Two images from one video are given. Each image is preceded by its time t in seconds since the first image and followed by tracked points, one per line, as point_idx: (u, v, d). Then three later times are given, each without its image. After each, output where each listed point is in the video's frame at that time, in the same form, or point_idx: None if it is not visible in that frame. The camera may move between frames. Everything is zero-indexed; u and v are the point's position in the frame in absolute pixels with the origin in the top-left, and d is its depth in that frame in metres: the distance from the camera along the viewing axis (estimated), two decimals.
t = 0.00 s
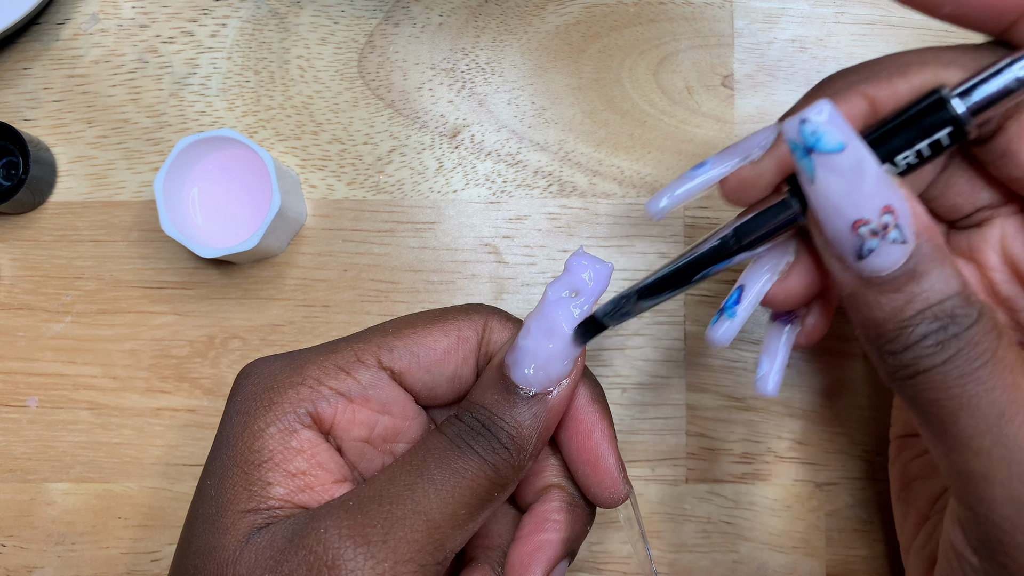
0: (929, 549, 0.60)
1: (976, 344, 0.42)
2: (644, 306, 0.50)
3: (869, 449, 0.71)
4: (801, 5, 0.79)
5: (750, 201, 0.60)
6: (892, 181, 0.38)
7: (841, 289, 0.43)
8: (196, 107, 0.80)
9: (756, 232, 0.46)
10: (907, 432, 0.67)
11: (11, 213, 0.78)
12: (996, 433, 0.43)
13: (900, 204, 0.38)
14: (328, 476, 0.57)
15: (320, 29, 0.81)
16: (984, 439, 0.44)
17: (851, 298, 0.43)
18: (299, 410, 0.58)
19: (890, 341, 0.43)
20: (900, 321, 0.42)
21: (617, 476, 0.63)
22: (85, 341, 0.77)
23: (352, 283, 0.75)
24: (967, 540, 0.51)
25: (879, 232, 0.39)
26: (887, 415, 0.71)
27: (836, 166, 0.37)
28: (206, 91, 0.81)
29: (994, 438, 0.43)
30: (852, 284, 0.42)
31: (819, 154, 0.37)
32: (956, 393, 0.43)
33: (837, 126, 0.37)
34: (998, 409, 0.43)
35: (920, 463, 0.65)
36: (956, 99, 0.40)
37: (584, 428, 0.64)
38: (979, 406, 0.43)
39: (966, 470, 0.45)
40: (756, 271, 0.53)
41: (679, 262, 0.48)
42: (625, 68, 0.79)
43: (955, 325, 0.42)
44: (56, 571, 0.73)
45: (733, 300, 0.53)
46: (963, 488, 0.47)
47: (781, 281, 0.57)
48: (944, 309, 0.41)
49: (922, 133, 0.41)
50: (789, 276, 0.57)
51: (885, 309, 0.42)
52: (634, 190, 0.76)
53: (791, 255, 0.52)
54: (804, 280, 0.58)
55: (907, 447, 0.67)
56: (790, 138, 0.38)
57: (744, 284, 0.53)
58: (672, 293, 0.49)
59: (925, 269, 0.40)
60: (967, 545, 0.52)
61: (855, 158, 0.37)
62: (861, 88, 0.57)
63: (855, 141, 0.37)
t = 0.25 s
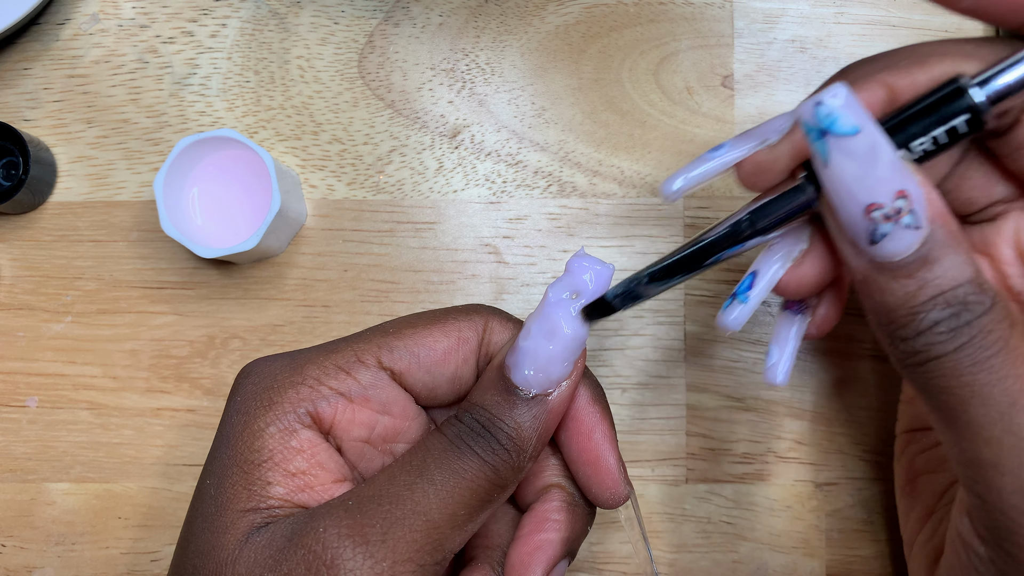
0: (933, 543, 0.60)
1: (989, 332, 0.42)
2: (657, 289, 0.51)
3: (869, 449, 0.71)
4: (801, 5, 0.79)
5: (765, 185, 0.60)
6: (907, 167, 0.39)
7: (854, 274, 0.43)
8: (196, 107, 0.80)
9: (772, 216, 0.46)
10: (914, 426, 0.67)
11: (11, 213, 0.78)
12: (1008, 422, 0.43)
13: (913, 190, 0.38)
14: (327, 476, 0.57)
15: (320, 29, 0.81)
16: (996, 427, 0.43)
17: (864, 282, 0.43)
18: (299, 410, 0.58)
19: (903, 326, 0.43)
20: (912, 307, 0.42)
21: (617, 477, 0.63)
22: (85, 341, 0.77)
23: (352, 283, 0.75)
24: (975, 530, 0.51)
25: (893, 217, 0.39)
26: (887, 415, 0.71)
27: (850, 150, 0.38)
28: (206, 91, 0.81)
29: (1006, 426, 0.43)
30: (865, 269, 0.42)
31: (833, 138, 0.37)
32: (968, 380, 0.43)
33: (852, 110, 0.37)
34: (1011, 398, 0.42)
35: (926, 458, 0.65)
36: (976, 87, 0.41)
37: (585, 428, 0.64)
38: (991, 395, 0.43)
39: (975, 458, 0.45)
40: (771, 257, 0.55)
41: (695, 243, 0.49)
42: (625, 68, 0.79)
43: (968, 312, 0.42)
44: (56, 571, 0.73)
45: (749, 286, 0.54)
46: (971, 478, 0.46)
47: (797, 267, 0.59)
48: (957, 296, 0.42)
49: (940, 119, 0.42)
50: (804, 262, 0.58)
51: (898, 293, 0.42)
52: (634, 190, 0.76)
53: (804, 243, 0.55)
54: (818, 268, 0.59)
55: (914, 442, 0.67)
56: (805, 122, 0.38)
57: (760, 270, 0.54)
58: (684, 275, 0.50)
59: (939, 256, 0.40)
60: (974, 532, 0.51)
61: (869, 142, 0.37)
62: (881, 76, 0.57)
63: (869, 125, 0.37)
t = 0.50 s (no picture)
0: (938, 540, 0.60)
1: (1004, 327, 0.42)
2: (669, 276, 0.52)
3: (869, 449, 0.71)
4: (801, 5, 0.79)
5: (782, 175, 0.59)
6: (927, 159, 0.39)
7: (868, 265, 0.44)
8: (196, 107, 0.80)
9: (785, 206, 0.47)
10: (921, 423, 0.67)
11: (11, 213, 0.78)
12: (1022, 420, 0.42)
13: (932, 180, 0.39)
14: (327, 477, 0.57)
15: (320, 29, 0.81)
16: (1009, 424, 0.43)
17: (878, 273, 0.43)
18: (299, 411, 0.58)
19: (915, 319, 0.43)
20: (926, 300, 0.42)
21: (617, 477, 0.63)
22: (85, 341, 0.77)
23: (352, 283, 0.75)
24: (983, 527, 0.51)
25: (910, 208, 0.39)
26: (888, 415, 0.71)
27: (869, 140, 0.38)
28: (206, 91, 0.81)
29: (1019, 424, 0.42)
30: (879, 260, 0.42)
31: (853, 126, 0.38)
32: (981, 376, 0.43)
33: (871, 101, 0.37)
34: None
35: (932, 455, 0.65)
36: (999, 80, 0.40)
37: (585, 428, 0.64)
38: (1004, 392, 0.42)
39: (988, 454, 0.45)
40: (783, 249, 0.56)
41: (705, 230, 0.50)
42: (625, 68, 0.79)
43: (982, 306, 0.42)
44: (56, 571, 0.73)
45: (761, 274, 0.56)
46: (983, 474, 0.46)
47: (809, 258, 0.57)
48: (973, 289, 0.42)
49: (960, 111, 0.41)
50: (817, 254, 0.57)
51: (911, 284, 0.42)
52: (633, 190, 0.76)
53: (819, 234, 0.56)
54: (833, 259, 0.57)
55: (921, 439, 0.66)
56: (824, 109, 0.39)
57: (773, 258, 0.56)
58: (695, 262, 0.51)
59: (955, 249, 0.41)
60: (983, 530, 0.51)
61: (888, 131, 0.38)
62: (901, 67, 0.57)
63: (889, 115, 0.38)
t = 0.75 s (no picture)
0: (941, 538, 0.60)
1: (1007, 327, 0.42)
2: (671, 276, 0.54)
3: (869, 449, 0.71)
4: (801, 5, 0.79)
5: (781, 176, 0.59)
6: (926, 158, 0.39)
7: (869, 266, 0.44)
8: (196, 107, 0.80)
9: (786, 207, 0.47)
10: (922, 423, 0.67)
11: (11, 213, 0.78)
12: None
13: (932, 178, 0.39)
14: (327, 477, 0.57)
15: (320, 29, 0.81)
16: (1014, 423, 0.43)
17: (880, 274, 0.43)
18: (299, 411, 0.58)
19: (917, 320, 0.43)
20: (928, 300, 0.42)
21: (618, 477, 0.63)
22: (85, 341, 0.77)
23: (352, 283, 0.75)
24: (986, 526, 0.50)
25: (911, 208, 0.39)
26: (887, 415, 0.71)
27: (866, 139, 0.38)
28: (205, 91, 0.81)
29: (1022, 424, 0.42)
30: (880, 261, 0.42)
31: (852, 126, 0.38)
32: (984, 376, 0.43)
33: (871, 101, 0.38)
34: None
35: (932, 455, 0.64)
36: (999, 80, 0.40)
37: (585, 429, 0.64)
38: (1008, 392, 0.42)
39: (991, 455, 0.44)
40: (783, 251, 0.56)
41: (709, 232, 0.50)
42: (625, 68, 0.79)
43: (984, 306, 0.42)
44: (56, 571, 0.73)
45: (761, 278, 0.56)
46: (986, 473, 0.45)
47: (810, 262, 0.57)
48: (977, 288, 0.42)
49: (961, 111, 0.41)
50: (818, 257, 0.57)
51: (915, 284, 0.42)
52: (633, 190, 0.76)
53: (820, 235, 0.56)
54: (834, 262, 0.58)
55: (922, 439, 0.66)
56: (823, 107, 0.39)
57: (774, 260, 0.56)
58: (698, 266, 0.53)
59: (957, 249, 0.41)
60: (986, 531, 0.50)
61: (887, 130, 0.38)
62: (902, 68, 0.57)
63: (889, 115, 0.38)
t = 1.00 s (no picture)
0: (933, 542, 0.60)
1: (993, 331, 0.42)
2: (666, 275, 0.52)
3: (869, 449, 0.71)
4: (801, 5, 0.79)
5: (774, 175, 0.60)
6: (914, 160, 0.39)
7: (858, 268, 0.44)
8: (196, 107, 0.80)
9: (779, 206, 0.47)
10: (917, 423, 0.67)
11: (11, 213, 0.78)
12: (1007, 425, 0.43)
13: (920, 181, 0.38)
14: (327, 478, 0.57)
15: (320, 29, 0.81)
16: (996, 428, 0.43)
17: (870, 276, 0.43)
18: (298, 412, 0.58)
19: (905, 322, 0.43)
20: (915, 302, 0.42)
21: (618, 477, 0.63)
22: (85, 341, 0.77)
23: (352, 283, 0.75)
24: (971, 532, 0.51)
25: (898, 211, 0.39)
26: (888, 415, 0.71)
27: (852, 141, 0.38)
28: (206, 91, 0.81)
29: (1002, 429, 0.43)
30: (870, 262, 0.42)
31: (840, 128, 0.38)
32: (968, 380, 0.43)
33: (857, 103, 0.37)
34: (1012, 399, 0.43)
35: (929, 456, 0.65)
36: (992, 82, 0.39)
37: (585, 429, 0.64)
38: (991, 396, 0.43)
39: (973, 457, 0.45)
40: (777, 250, 0.55)
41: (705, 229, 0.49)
42: (625, 68, 0.79)
43: (972, 309, 0.42)
44: (57, 571, 0.73)
45: (750, 278, 0.55)
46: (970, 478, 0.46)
47: (801, 262, 0.57)
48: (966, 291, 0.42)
49: (949, 112, 0.41)
50: (810, 257, 0.57)
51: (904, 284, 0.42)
52: (633, 190, 0.76)
53: (813, 237, 0.55)
54: (825, 262, 0.57)
55: (918, 439, 0.66)
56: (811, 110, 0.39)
57: (766, 262, 0.55)
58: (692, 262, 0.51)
59: (947, 250, 0.40)
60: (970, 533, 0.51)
61: (875, 131, 0.38)
62: (897, 68, 0.57)
63: (875, 117, 0.38)
